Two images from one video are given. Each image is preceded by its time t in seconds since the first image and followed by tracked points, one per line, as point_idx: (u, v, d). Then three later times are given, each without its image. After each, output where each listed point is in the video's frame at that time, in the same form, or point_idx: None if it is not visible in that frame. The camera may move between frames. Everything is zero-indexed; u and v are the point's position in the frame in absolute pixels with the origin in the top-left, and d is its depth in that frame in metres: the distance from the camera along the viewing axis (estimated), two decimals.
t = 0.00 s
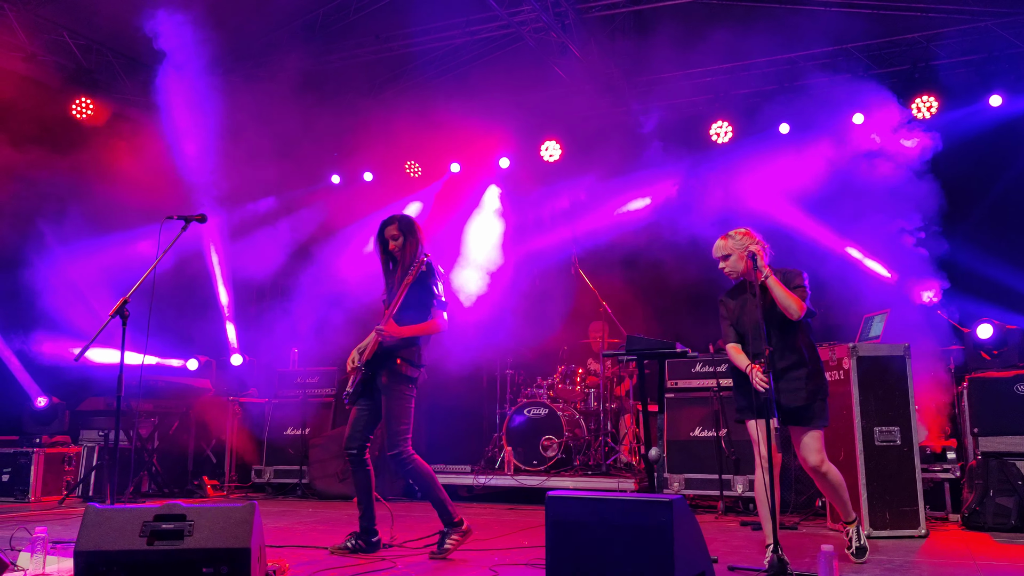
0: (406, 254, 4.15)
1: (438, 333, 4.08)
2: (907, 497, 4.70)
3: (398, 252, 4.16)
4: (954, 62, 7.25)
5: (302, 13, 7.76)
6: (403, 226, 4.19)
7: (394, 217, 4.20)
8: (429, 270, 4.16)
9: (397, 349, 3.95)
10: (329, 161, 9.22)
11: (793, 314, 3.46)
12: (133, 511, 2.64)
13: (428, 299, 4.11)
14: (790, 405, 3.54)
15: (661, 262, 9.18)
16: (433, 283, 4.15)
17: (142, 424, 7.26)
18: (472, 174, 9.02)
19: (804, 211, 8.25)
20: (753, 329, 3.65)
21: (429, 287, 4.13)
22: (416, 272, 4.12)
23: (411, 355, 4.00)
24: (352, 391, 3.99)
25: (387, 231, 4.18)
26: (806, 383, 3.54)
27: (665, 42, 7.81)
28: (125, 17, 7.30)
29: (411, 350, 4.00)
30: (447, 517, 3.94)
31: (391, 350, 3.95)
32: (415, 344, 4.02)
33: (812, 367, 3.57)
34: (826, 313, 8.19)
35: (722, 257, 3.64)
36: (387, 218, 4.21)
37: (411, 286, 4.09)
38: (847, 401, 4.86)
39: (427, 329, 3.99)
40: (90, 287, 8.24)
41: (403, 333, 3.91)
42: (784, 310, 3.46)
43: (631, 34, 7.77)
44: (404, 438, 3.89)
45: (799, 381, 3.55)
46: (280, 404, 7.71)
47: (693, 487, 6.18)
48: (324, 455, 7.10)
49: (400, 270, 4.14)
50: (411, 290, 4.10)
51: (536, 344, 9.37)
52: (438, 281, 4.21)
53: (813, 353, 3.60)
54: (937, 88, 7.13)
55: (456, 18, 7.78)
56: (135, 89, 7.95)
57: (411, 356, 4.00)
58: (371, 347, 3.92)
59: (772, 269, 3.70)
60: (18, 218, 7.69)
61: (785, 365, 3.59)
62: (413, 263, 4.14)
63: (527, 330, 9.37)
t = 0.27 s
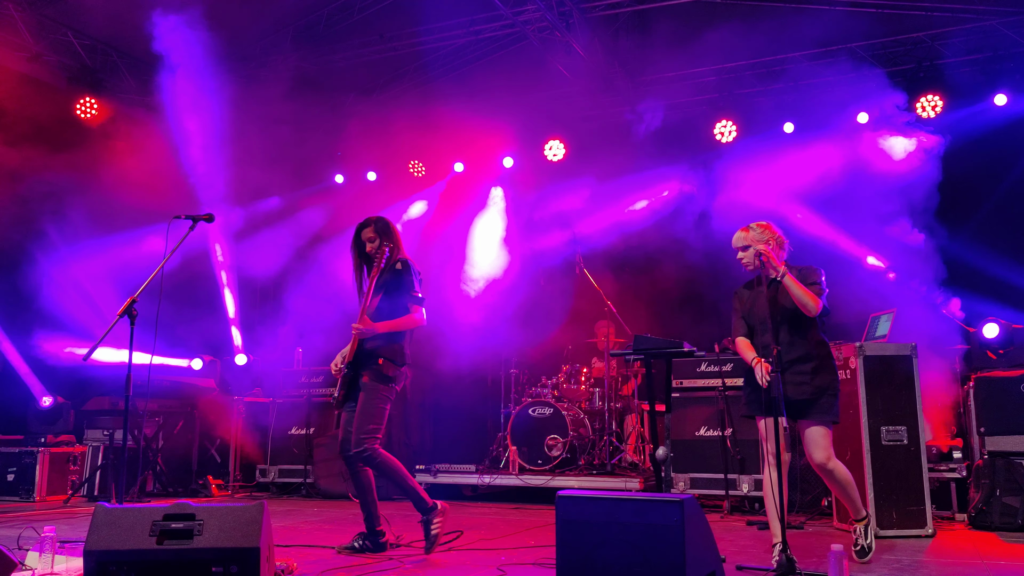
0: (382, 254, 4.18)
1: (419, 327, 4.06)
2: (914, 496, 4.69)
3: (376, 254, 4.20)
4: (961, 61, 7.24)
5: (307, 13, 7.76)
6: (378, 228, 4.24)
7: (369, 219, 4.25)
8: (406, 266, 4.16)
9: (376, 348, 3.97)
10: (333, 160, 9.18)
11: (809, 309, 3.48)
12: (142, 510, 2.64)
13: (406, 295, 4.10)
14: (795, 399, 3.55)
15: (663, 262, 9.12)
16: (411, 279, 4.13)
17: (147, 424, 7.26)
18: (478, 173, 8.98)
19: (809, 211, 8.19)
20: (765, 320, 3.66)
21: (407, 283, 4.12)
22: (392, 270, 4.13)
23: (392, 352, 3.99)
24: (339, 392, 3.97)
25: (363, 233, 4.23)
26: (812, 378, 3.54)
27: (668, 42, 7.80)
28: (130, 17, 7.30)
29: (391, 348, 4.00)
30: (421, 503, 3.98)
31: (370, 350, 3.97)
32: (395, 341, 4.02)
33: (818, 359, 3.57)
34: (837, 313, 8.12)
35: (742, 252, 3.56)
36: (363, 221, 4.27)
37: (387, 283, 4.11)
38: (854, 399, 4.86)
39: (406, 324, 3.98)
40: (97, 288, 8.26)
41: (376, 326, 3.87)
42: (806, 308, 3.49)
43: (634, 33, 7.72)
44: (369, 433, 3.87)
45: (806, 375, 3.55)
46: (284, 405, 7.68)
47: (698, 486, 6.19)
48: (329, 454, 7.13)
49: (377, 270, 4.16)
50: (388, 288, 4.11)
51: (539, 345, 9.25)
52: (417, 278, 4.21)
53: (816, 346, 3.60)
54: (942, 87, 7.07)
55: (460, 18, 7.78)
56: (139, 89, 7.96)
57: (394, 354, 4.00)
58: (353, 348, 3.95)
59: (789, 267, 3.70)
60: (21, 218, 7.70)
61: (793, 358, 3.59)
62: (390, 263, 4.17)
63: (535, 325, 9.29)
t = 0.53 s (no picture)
0: (360, 248, 4.14)
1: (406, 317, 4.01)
2: (918, 498, 4.68)
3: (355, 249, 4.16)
4: (964, 61, 7.21)
5: (308, 14, 7.74)
6: (352, 222, 4.19)
7: (343, 216, 4.21)
8: (385, 258, 4.10)
9: (364, 342, 3.97)
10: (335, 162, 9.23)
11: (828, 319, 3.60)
12: (144, 513, 2.61)
13: (387, 287, 4.05)
14: (807, 403, 3.71)
15: (664, 263, 9.08)
16: (391, 270, 4.08)
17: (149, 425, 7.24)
18: (478, 174, 9.07)
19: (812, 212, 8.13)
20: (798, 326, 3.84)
21: (387, 274, 4.07)
22: (371, 264, 4.09)
23: (379, 344, 3.99)
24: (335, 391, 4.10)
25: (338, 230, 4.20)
26: (826, 382, 3.70)
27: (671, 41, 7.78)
28: (131, 18, 7.28)
29: (378, 340, 3.99)
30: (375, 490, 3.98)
31: (360, 343, 4.00)
32: (382, 333, 4.00)
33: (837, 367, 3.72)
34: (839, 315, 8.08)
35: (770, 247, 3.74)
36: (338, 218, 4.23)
37: (367, 278, 4.07)
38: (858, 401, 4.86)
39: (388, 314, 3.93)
40: (98, 289, 8.22)
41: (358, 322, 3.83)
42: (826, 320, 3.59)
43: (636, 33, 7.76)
44: (337, 416, 3.90)
45: (821, 381, 3.70)
46: (286, 405, 7.66)
47: (701, 487, 6.17)
48: (331, 455, 7.13)
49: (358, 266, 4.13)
50: (370, 282, 4.08)
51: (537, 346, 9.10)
52: (400, 268, 4.14)
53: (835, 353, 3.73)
54: (945, 87, 7.07)
55: (462, 18, 7.75)
56: (141, 89, 7.95)
57: (385, 345, 4.00)
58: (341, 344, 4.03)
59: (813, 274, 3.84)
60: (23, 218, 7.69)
61: (808, 362, 3.77)
62: (369, 257, 4.13)
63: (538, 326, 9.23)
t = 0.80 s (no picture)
0: (352, 251, 4.07)
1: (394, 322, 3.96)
2: (922, 500, 4.65)
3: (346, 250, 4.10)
4: (968, 60, 7.15)
5: (308, 14, 7.73)
6: (344, 223, 4.13)
7: (335, 217, 4.15)
8: (376, 262, 4.04)
9: (348, 345, 3.89)
10: (336, 162, 9.25)
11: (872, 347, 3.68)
12: (142, 517, 2.59)
13: (378, 292, 3.99)
14: (829, 407, 3.79)
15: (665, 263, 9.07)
16: (381, 274, 4.02)
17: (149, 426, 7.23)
18: (478, 175, 9.05)
19: (813, 212, 8.13)
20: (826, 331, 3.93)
21: (378, 278, 4.01)
22: (362, 267, 4.03)
23: (365, 346, 3.91)
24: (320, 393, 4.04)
25: (330, 232, 4.13)
26: (848, 387, 3.78)
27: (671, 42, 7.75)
28: (131, 18, 7.26)
29: (363, 343, 3.90)
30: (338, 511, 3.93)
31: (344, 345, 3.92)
32: (368, 337, 3.92)
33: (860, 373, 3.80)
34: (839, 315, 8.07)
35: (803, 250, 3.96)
36: (330, 219, 4.16)
37: (358, 281, 4.02)
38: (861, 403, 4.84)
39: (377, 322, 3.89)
40: (98, 290, 8.21)
41: (342, 336, 3.78)
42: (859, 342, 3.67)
43: (637, 31, 7.79)
44: (321, 423, 3.83)
45: (845, 387, 3.77)
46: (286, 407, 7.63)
47: (702, 489, 6.15)
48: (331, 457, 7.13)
49: (347, 268, 4.07)
50: (360, 286, 4.03)
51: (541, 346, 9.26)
52: (390, 272, 4.08)
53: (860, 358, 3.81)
54: (947, 87, 7.05)
55: (463, 18, 7.73)
56: (141, 89, 7.94)
57: (369, 348, 3.92)
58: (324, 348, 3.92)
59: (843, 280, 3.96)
60: (23, 219, 7.68)
61: (831, 368, 3.84)
62: (361, 259, 4.06)
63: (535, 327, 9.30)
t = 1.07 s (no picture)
0: (344, 254, 3.99)
1: (380, 329, 3.85)
2: (924, 502, 4.63)
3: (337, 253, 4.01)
4: (972, 61, 7.10)
5: (309, 14, 7.71)
6: (338, 226, 4.04)
7: (329, 218, 4.06)
8: (367, 266, 3.94)
9: (331, 349, 3.75)
10: (337, 163, 9.27)
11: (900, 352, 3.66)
12: (140, 519, 2.56)
13: (365, 297, 3.88)
14: (846, 405, 3.86)
15: (667, 263, 9.06)
16: (371, 280, 3.91)
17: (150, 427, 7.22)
18: (480, 175, 9.06)
19: (815, 213, 8.12)
20: (846, 332, 4.03)
21: (367, 284, 3.91)
22: (352, 271, 3.93)
23: (349, 351, 3.77)
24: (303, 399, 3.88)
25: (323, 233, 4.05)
26: (862, 386, 3.83)
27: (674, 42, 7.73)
28: (132, 18, 7.25)
29: (345, 348, 3.76)
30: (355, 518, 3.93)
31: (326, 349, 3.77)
32: (352, 343, 3.79)
33: (875, 371, 3.84)
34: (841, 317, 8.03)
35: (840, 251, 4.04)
36: (324, 220, 4.08)
37: (347, 285, 3.92)
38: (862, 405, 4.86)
39: (361, 328, 3.77)
40: (98, 291, 8.21)
41: (326, 340, 3.67)
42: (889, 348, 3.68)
43: (638, 31, 7.71)
44: (311, 435, 3.72)
45: (857, 384, 3.84)
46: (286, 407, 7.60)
47: (704, 490, 6.13)
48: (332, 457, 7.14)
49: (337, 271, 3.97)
50: (349, 290, 3.93)
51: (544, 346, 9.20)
52: (381, 278, 3.98)
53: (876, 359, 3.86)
54: (950, 87, 7.02)
55: (464, 18, 7.71)
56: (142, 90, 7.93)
57: (351, 353, 3.78)
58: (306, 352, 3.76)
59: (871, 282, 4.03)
60: (25, 219, 7.68)
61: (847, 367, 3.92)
62: (352, 263, 3.97)
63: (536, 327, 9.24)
